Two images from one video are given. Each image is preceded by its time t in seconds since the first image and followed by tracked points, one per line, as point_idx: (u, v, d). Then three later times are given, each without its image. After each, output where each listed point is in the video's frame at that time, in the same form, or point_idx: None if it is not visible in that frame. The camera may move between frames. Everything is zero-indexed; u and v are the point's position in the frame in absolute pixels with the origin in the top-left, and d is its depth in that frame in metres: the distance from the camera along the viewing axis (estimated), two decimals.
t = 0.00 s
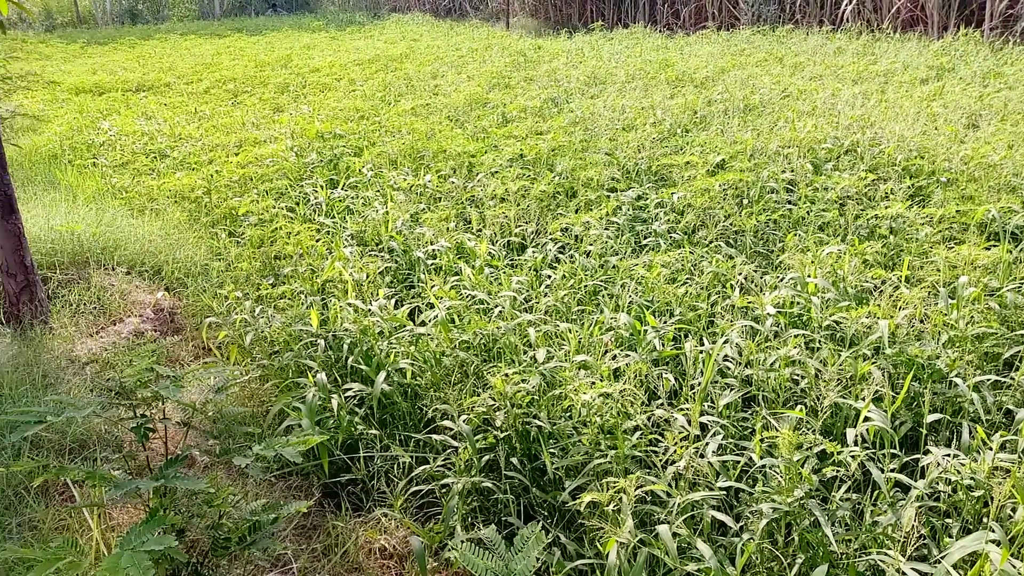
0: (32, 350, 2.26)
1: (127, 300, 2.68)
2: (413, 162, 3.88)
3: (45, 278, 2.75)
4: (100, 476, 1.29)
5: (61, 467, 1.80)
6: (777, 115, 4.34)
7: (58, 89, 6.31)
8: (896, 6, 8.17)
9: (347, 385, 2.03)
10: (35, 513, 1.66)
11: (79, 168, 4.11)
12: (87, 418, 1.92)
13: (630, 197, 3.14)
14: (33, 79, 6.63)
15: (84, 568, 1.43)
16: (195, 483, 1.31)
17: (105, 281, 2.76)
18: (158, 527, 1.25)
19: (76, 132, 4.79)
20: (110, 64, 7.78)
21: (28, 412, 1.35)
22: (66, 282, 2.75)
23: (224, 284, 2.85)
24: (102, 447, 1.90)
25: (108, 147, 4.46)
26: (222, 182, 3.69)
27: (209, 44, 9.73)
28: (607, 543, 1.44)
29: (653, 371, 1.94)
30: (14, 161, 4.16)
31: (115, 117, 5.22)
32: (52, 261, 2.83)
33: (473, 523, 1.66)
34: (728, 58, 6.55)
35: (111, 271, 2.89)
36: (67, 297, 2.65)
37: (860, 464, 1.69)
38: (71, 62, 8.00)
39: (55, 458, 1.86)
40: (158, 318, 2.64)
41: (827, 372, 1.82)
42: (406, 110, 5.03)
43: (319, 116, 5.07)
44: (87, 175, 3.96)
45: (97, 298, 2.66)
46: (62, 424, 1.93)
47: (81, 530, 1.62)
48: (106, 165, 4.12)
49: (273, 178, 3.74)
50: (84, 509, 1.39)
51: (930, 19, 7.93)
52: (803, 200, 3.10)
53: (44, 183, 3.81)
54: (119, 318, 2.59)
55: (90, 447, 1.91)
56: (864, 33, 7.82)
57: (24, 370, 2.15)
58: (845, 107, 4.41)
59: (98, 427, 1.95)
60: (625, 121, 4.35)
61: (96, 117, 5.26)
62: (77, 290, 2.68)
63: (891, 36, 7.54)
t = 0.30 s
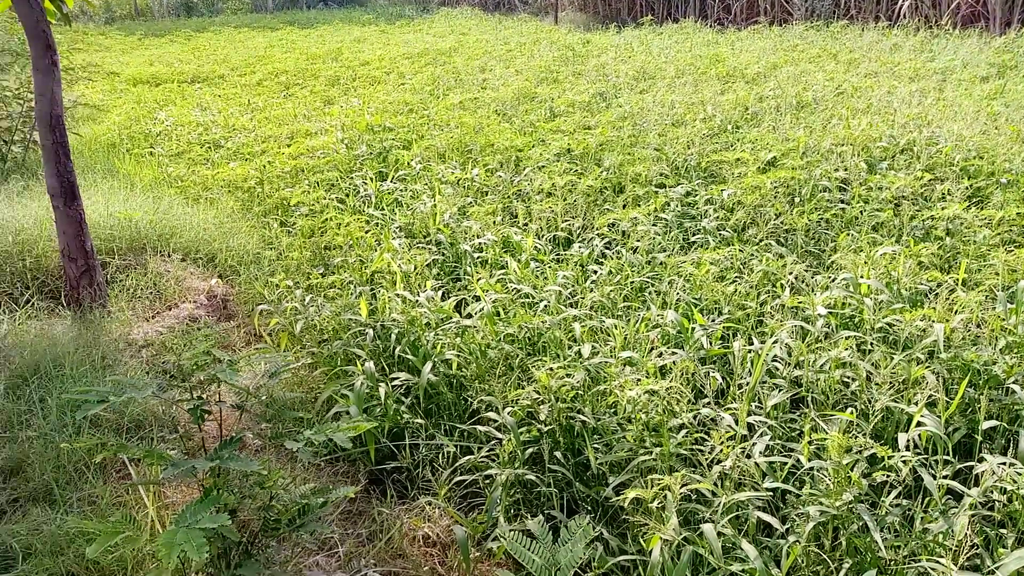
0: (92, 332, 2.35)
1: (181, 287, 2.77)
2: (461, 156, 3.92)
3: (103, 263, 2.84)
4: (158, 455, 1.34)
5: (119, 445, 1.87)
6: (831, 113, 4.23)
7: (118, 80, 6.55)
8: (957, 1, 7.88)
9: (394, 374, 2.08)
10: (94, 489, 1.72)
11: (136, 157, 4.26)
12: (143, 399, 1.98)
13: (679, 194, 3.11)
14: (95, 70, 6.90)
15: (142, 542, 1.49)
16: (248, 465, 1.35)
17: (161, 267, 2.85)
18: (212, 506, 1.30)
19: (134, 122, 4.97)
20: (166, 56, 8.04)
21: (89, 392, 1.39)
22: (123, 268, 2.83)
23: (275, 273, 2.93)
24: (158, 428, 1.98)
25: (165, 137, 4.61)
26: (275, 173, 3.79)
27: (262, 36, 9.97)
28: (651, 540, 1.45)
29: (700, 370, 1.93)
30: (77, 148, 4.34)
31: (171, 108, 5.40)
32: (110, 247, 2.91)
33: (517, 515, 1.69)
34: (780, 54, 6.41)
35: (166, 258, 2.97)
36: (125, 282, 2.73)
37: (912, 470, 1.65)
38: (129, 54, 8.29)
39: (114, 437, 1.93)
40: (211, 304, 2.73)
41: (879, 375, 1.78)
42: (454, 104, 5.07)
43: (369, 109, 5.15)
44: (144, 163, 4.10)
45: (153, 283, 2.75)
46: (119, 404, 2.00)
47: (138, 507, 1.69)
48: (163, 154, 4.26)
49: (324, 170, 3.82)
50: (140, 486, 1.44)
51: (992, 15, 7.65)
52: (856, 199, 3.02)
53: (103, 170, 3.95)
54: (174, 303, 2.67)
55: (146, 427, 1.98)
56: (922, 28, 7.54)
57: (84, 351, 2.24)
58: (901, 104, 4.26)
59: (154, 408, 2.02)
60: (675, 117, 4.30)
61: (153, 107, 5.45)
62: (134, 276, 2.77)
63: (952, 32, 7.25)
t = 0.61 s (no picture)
0: (197, 331, 2.53)
1: (280, 291, 2.94)
2: (548, 168, 3.97)
3: (209, 266, 3.05)
4: (260, 451, 1.44)
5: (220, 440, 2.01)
6: (934, 127, 4.00)
7: (223, 92, 7.00)
8: None
9: (479, 382, 2.14)
10: (197, 482, 1.86)
11: (240, 165, 4.55)
12: (244, 398, 2.12)
13: (771, 208, 3.02)
14: (205, 82, 7.40)
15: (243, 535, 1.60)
16: (342, 465, 1.43)
17: (262, 272, 3.04)
18: (308, 502, 1.39)
19: (238, 132, 5.31)
20: (269, 69, 8.52)
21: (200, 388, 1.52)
22: (226, 271, 3.04)
23: (368, 280, 3.07)
24: (256, 425, 2.11)
25: (266, 146, 4.90)
26: (370, 183, 3.96)
27: (358, 50, 10.41)
28: (737, 562, 1.43)
29: (791, 390, 1.88)
30: (188, 156, 4.68)
31: (272, 119, 5.74)
32: (215, 251, 3.12)
33: (599, 528, 1.70)
34: (879, 66, 6.11)
35: (266, 263, 3.16)
36: (228, 285, 2.93)
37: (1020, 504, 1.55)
38: (235, 67, 8.84)
39: (217, 432, 2.07)
40: (308, 308, 2.89)
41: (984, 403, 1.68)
42: (543, 117, 5.14)
43: (460, 122, 5.29)
44: (247, 172, 4.37)
45: (254, 287, 2.93)
46: (222, 402, 2.14)
47: (237, 501, 1.81)
48: (264, 163, 4.54)
49: (416, 181, 3.96)
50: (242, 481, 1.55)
51: None
52: (961, 217, 2.85)
53: (210, 178, 4.24)
54: (273, 306, 2.84)
55: (246, 425, 2.12)
56: None
57: (191, 349, 2.42)
58: (1011, 119, 3.98)
59: (252, 407, 2.16)
60: (767, 130, 4.19)
61: (256, 118, 5.80)
62: (236, 279, 2.96)
63: None
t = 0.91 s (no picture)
0: (287, 335, 2.69)
1: (368, 299, 3.08)
2: (632, 186, 3.97)
3: (302, 272, 3.24)
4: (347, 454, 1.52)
5: (305, 441, 2.13)
6: None
7: (321, 105, 7.37)
8: None
9: (556, 398, 2.16)
10: (285, 480, 1.98)
11: (334, 176, 4.78)
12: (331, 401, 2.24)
13: (863, 233, 2.91)
14: (304, 94, 7.81)
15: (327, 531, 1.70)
16: (422, 471, 1.50)
17: (351, 280, 3.19)
18: (389, 507, 1.46)
19: (333, 143, 5.58)
20: (364, 83, 8.91)
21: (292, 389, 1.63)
22: (317, 278, 3.21)
23: (450, 291, 3.16)
24: (341, 429, 2.22)
25: (358, 158, 5.13)
26: (456, 197, 4.08)
27: (449, 65, 10.72)
28: None
29: (877, 423, 1.81)
30: (286, 166, 4.95)
31: (365, 132, 5.99)
32: (308, 258, 3.31)
33: (671, 551, 1.68)
34: (985, 88, 5.76)
35: (355, 271, 3.31)
36: (319, 291, 3.10)
37: None
38: (333, 80, 9.28)
39: (305, 432, 2.19)
40: (393, 317, 3.00)
41: None
42: (628, 134, 5.14)
43: (545, 138, 5.36)
44: (339, 182, 4.59)
45: (342, 293, 3.08)
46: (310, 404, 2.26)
47: (321, 500, 1.92)
48: (356, 174, 4.75)
49: (500, 196, 4.04)
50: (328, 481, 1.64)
51: None
52: None
53: (305, 187, 4.47)
54: (359, 313, 2.97)
55: (331, 427, 2.23)
56: None
57: (283, 351, 2.57)
58: None
59: (337, 410, 2.27)
60: (862, 152, 4.03)
61: (350, 130, 6.08)
62: (326, 286, 3.12)
63: None
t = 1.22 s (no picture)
0: (324, 360, 2.75)
1: (404, 327, 3.13)
2: (670, 222, 3.98)
3: (341, 299, 3.32)
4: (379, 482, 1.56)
5: (338, 466, 2.17)
6: None
7: (367, 134, 7.59)
8: None
9: (586, 433, 2.16)
10: (315, 505, 2.01)
11: (376, 204, 4.91)
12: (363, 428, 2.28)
13: (902, 277, 2.86)
14: (351, 124, 8.05)
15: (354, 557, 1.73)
16: (450, 502, 1.52)
17: (388, 307, 3.25)
18: (416, 536, 1.48)
19: (375, 173, 5.73)
20: (408, 114, 9.14)
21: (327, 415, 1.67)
22: (356, 304, 3.29)
23: (485, 322, 3.20)
24: (373, 456, 2.26)
25: (400, 188, 5.25)
26: (494, 229, 4.14)
27: (492, 98, 10.93)
28: None
29: (911, 470, 1.77)
30: (330, 194, 5.09)
31: (407, 162, 6.14)
32: (348, 285, 3.39)
33: None
34: None
35: (392, 298, 3.38)
36: (356, 318, 3.17)
37: None
38: (379, 110, 9.54)
39: (337, 457, 2.23)
40: (428, 345, 3.04)
41: None
42: (667, 171, 5.16)
43: (584, 172, 5.41)
44: (381, 211, 4.70)
45: (379, 321, 3.14)
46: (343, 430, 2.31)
47: (350, 525, 1.95)
48: (397, 204, 4.86)
49: (538, 229, 4.09)
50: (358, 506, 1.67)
51: None
52: None
53: (347, 215, 4.59)
54: (395, 341, 3.03)
55: (363, 453, 2.26)
56: None
57: (319, 376, 2.63)
58: None
59: (369, 437, 2.30)
60: (904, 195, 3.97)
61: (393, 160, 6.23)
62: (364, 313, 3.19)
63: None
